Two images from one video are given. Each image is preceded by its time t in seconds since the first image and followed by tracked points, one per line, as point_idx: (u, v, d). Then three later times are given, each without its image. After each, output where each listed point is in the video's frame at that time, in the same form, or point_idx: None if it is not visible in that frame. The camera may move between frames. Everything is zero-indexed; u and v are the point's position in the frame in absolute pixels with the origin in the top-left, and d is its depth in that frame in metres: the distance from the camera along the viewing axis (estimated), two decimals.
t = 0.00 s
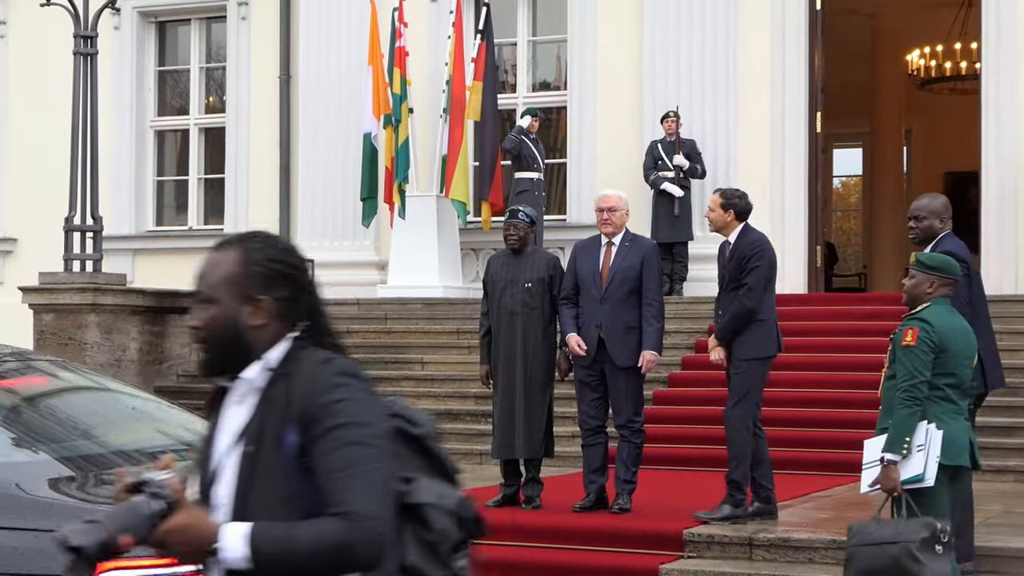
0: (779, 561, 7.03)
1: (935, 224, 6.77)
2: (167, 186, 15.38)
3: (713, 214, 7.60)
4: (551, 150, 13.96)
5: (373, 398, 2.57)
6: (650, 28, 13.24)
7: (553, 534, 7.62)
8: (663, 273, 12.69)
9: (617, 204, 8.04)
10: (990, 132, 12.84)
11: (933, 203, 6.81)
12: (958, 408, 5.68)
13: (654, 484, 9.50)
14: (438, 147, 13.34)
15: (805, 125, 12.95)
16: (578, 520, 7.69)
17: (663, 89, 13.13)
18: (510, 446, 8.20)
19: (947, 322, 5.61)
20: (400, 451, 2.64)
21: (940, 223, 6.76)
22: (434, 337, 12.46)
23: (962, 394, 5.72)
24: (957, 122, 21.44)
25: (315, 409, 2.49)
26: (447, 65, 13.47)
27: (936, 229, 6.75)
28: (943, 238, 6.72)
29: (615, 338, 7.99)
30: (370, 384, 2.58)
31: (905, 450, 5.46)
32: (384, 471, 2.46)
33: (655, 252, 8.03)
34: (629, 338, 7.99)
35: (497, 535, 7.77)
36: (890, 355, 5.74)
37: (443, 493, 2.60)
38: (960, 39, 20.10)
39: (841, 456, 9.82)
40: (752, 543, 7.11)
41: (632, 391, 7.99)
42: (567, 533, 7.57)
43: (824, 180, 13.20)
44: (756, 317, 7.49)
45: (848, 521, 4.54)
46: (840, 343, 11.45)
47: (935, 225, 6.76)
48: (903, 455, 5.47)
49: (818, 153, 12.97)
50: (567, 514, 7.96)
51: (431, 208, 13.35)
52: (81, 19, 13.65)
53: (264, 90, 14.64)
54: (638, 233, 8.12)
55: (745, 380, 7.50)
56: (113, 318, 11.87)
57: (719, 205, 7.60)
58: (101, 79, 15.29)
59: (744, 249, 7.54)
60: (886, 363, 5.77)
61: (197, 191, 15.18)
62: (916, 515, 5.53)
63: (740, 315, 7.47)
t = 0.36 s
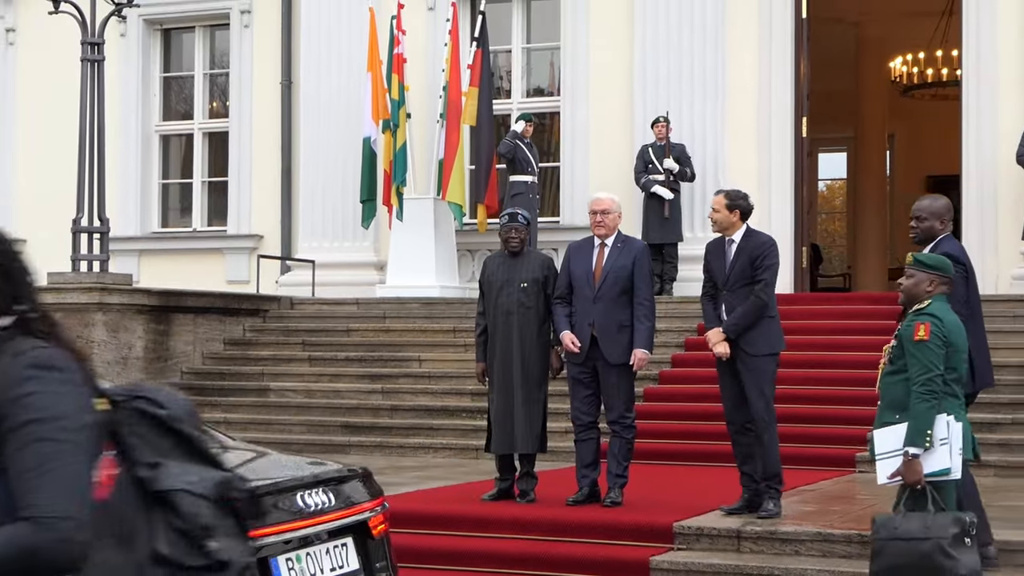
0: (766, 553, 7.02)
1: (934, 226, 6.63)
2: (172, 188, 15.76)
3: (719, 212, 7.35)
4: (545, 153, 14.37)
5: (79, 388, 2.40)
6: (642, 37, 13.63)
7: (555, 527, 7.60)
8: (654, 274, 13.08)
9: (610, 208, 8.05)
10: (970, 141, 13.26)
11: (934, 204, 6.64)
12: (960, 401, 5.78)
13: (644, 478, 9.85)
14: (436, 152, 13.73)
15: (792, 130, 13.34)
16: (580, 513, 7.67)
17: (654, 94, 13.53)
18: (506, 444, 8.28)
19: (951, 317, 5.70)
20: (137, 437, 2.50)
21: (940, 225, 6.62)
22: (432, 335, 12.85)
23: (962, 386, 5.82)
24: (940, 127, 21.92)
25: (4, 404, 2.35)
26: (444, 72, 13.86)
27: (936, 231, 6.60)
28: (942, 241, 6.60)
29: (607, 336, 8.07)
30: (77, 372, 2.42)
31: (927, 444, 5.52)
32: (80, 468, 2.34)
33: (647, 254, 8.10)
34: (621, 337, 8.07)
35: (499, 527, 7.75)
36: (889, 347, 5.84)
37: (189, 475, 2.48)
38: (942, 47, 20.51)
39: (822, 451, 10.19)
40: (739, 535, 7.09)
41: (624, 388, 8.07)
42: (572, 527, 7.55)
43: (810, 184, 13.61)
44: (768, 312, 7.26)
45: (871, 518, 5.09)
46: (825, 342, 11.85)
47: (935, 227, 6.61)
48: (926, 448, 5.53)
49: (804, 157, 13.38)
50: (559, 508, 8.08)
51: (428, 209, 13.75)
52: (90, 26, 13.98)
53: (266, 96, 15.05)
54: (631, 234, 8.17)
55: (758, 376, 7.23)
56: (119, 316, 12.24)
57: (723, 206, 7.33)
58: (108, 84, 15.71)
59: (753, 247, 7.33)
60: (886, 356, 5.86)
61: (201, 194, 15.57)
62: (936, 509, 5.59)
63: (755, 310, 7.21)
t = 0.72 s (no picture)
0: (761, 552, 7.05)
1: (944, 226, 6.45)
2: (170, 188, 15.81)
3: (722, 216, 7.27)
4: (541, 153, 14.43)
5: None
6: (638, 37, 13.68)
7: (550, 526, 7.64)
8: (650, 274, 13.12)
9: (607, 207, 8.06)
10: (965, 141, 13.32)
11: (943, 204, 6.45)
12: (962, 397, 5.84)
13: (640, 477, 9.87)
14: (433, 152, 13.77)
15: (787, 130, 13.39)
16: (575, 513, 7.73)
17: (650, 94, 13.59)
18: (503, 444, 8.24)
19: (954, 313, 5.77)
20: None
21: (950, 225, 6.44)
22: (429, 334, 12.90)
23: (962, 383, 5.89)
24: (934, 128, 21.98)
25: None
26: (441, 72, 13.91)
27: (946, 231, 6.44)
28: (953, 241, 6.45)
29: (603, 335, 8.05)
30: None
31: (938, 439, 5.55)
32: None
33: (643, 253, 8.10)
34: (617, 336, 8.06)
35: (496, 526, 7.77)
36: (892, 342, 5.89)
37: None
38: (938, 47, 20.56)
39: (819, 450, 10.22)
40: (736, 534, 7.14)
41: (620, 387, 8.06)
42: (570, 526, 7.58)
43: (805, 183, 13.66)
44: (774, 310, 7.26)
45: (877, 510, 5.37)
46: (822, 341, 11.87)
47: (944, 228, 6.45)
48: (935, 443, 5.56)
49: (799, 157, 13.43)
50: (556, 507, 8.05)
51: (426, 209, 13.79)
52: (89, 27, 14.04)
53: (264, 96, 15.10)
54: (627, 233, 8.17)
55: (766, 373, 7.23)
56: (117, 316, 12.29)
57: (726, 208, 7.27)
58: (106, 85, 15.77)
59: (757, 245, 7.32)
60: (889, 351, 5.91)
61: (199, 194, 15.62)
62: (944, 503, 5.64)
63: (763, 308, 7.20)
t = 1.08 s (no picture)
0: (747, 551, 7.07)
1: (938, 226, 6.49)
2: (156, 187, 15.78)
3: (730, 213, 7.26)
4: (528, 152, 14.43)
5: None
6: (624, 36, 13.70)
7: (535, 525, 7.65)
8: (637, 273, 13.14)
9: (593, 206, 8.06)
10: (951, 140, 13.36)
11: (937, 204, 6.50)
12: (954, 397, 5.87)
13: (627, 476, 9.88)
14: (420, 151, 13.76)
15: (774, 129, 13.41)
16: (561, 512, 7.75)
17: (636, 93, 13.61)
18: (491, 443, 8.24)
19: (950, 315, 5.81)
20: None
21: (944, 224, 6.48)
22: (415, 333, 12.91)
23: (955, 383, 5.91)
24: (918, 128, 22.04)
25: None
26: (427, 70, 13.92)
27: (941, 231, 6.48)
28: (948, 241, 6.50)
29: (589, 334, 8.06)
30: None
31: (931, 438, 5.57)
32: None
33: (629, 252, 8.11)
34: (603, 335, 8.07)
35: (482, 525, 7.78)
36: (888, 341, 5.93)
37: None
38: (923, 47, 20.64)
39: (805, 449, 10.24)
40: (721, 533, 7.15)
41: (606, 385, 8.07)
42: (556, 525, 7.59)
43: (792, 182, 13.69)
44: (774, 310, 7.27)
45: (864, 502, 5.40)
46: (808, 340, 11.90)
47: (939, 228, 6.49)
48: (928, 442, 5.58)
49: (786, 157, 13.47)
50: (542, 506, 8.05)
51: (412, 208, 13.78)
52: (74, 25, 13.99)
53: (250, 95, 15.09)
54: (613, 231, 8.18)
55: (763, 375, 7.23)
56: (102, 315, 12.27)
57: (733, 206, 7.27)
58: (92, 83, 15.73)
59: (758, 245, 7.34)
60: (885, 351, 5.95)
61: (185, 192, 15.59)
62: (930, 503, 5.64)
63: (764, 307, 7.21)
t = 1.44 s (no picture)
0: (738, 550, 7.08)
1: (943, 224, 6.54)
2: (147, 186, 15.76)
3: (746, 212, 7.26)
4: (519, 152, 14.43)
5: None
6: (616, 35, 13.71)
7: (527, 524, 7.65)
8: (628, 272, 13.15)
9: (583, 205, 8.04)
10: (941, 139, 13.40)
11: (940, 202, 6.55)
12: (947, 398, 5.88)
13: (618, 476, 9.89)
14: (411, 150, 13.75)
15: (765, 128, 13.43)
16: (553, 511, 7.75)
17: (628, 92, 13.62)
18: (483, 441, 8.24)
19: (945, 315, 5.83)
20: None
21: (949, 222, 6.53)
22: (406, 333, 12.92)
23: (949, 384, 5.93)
24: (908, 128, 22.09)
25: None
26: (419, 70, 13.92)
27: (945, 229, 6.52)
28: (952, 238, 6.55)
29: (582, 332, 8.06)
30: None
31: (924, 437, 5.58)
32: None
33: (621, 251, 8.12)
34: (597, 334, 8.07)
35: (472, 524, 7.78)
36: (884, 339, 5.93)
37: None
38: (913, 46, 20.67)
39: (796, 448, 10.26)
40: (713, 532, 7.16)
41: (599, 385, 8.07)
42: (548, 524, 7.59)
43: (783, 181, 13.71)
44: (793, 315, 7.17)
45: (860, 504, 5.39)
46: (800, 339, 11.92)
47: (943, 224, 6.53)
48: (922, 441, 5.59)
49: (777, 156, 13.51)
50: (533, 505, 8.05)
51: (403, 207, 13.78)
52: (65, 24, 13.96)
53: (241, 94, 15.08)
54: (605, 231, 8.18)
55: (785, 380, 7.13)
56: (94, 314, 12.26)
57: (752, 204, 7.27)
58: (83, 82, 15.71)
59: (778, 248, 7.25)
60: (881, 349, 5.94)
61: (176, 192, 15.57)
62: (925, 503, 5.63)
63: (778, 313, 7.12)
